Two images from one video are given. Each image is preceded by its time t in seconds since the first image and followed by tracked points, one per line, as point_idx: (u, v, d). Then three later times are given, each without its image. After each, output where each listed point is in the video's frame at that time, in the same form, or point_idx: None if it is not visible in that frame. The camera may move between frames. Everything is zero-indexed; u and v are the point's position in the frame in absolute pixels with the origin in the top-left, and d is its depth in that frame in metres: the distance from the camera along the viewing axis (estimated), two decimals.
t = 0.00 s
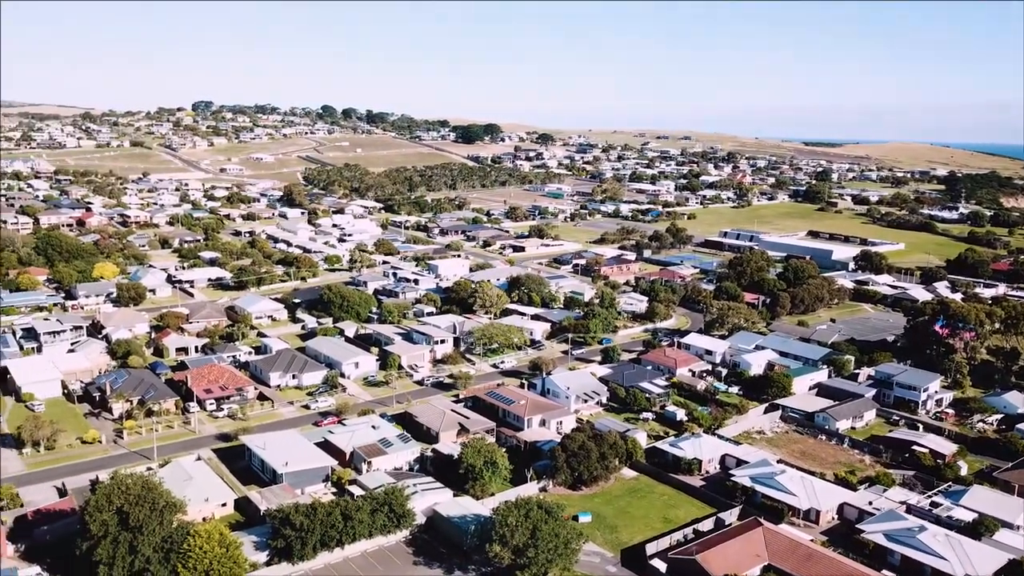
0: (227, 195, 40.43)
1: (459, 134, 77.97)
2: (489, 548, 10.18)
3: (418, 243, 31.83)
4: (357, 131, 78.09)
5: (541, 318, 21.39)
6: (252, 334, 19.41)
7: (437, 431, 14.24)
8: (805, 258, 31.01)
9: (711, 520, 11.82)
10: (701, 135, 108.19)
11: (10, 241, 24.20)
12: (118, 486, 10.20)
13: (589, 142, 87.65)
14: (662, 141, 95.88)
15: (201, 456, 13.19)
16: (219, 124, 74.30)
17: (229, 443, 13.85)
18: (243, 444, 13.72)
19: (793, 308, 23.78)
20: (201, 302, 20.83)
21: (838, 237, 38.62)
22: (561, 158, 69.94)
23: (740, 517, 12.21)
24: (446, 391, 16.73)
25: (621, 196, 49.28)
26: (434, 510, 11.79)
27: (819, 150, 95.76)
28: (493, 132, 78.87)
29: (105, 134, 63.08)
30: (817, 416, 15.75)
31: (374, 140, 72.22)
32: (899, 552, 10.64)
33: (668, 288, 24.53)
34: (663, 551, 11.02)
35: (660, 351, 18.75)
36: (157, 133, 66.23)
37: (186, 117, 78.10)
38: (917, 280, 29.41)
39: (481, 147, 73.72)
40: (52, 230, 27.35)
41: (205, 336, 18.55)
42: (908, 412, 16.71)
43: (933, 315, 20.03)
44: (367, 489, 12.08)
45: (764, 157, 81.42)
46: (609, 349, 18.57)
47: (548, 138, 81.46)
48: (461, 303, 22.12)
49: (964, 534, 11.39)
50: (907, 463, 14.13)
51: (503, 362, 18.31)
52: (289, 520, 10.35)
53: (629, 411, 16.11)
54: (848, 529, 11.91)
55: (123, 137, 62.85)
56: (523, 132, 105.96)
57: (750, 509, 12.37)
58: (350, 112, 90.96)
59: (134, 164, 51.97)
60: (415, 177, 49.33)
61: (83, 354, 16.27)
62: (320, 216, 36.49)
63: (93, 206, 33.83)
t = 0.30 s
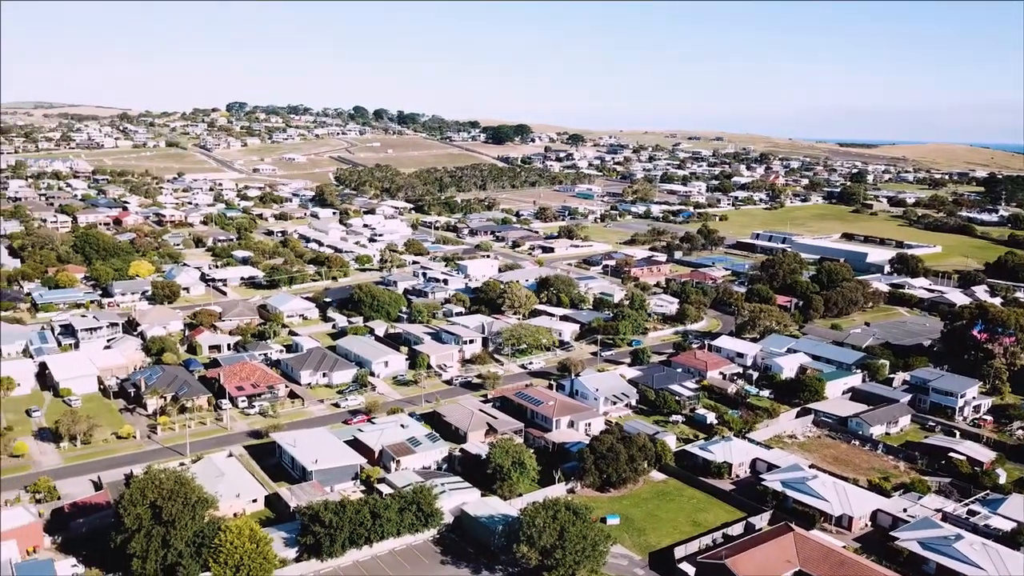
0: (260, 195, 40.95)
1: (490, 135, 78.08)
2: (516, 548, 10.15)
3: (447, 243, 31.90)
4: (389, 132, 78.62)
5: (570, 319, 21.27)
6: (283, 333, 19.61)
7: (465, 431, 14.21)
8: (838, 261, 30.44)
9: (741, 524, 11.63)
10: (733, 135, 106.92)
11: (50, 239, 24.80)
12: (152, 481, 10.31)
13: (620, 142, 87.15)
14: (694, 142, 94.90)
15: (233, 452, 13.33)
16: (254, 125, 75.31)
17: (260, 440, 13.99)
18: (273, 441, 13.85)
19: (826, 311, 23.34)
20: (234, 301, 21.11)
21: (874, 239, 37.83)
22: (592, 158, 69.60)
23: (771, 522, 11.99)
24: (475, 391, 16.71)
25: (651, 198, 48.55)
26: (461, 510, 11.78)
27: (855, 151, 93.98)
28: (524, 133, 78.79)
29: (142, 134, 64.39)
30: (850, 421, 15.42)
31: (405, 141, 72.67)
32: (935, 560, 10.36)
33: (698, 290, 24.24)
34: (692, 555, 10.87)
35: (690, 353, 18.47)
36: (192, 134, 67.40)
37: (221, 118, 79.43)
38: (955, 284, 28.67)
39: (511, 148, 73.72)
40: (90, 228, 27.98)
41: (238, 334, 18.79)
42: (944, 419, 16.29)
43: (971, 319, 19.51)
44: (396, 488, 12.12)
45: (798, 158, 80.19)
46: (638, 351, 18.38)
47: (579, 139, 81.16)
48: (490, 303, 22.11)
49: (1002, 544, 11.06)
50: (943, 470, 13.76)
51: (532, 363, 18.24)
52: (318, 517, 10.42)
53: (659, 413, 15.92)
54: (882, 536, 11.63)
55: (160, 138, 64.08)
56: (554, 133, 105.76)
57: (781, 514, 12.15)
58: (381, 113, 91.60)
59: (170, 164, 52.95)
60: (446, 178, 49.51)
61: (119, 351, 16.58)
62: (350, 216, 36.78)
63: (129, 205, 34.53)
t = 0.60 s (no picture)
0: (292, 195, 41.46)
1: (520, 136, 78.04)
2: (544, 549, 10.11)
3: (477, 244, 31.93)
4: (420, 133, 79.06)
5: (599, 320, 21.12)
6: (314, 331, 19.79)
7: (494, 431, 14.17)
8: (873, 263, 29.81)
9: (772, 529, 11.42)
10: (767, 136, 105.45)
11: (88, 238, 25.38)
12: (185, 476, 10.46)
13: (652, 143, 86.47)
14: (727, 143, 93.74)
15: (264, 449, 13.47)
16: (288, 126, 76.29)
17: (290, 437, 14.11)
18: (304, 439, 13.96)
19: (861, 315, 22.85)
20: (267, 299, 21.36)
21: (910, 242, 37.00)
22: (622, 159, 69.19)
23: (803, 528, 11.76)
24: (503, 391, 16.66)
25: (684, 198, 48.21)
26: (489, 510, 11.76)
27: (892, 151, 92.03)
28: (554, 133, 78.57)
29: (179, 135, 65.65)
30: (885, 426, 15.08)
31: (435, 141, 73.00)
32: (972, 570, 10.08)
33: (730, 292, 23.91)
34: (721, 559, 10.71)
35: (721, 356, 18.21)
36: (227, 134, 68.51)
37: (255, 119, 80.69)
38: (996, 288, 27.87)
39: (542, 148, 73.60)
40: (127, 227, 28.58)
41: (270, 332, 19.01)
42: (982, 425, 15.83)
43: (1011, 324, 18.95)
44: (424, 487, 12.13)
45: (833, 159, 78.82)
46: (668, 353, 18.17)
47: (610, 139, 80.74)
48: (520, 303, 22.06)
49: None
50: (980, 478, 13.39)
51: (561, 364, 18.15)
52: (347, 515, 10.48)
53: (689, 416, 15.71)
54: (917, 544, 11.34)
55: (196, 138, 65.22)
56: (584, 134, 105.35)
57: (812, 520, 11.90)
58: (412, 114, 92.17)
59: (205, 164, 53.88)
60: (476, 179, 49.62)
61: (154, 348, 16.88)
62: (381, 216, 37.03)
63: (165, 204, 35.18)
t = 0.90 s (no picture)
0: (325, 196, 41.89)
1: (551, 136, 77.91)
2: (572, 550, 10.04)
3: (507, 244, 31.94)
4: (452, 134, 79.36)
5: (629, 321, 20.93)
6: (345, 330, 19.94)
7: (523, 431, 14.12)
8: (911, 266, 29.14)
9: (803, 535, 11.20)
10: (801, 137, 103.85)
11: (126, 236, 25.92)
12: (217, 471, 10.60)
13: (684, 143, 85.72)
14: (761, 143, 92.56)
15: (295, 446, 13.59)
16: (321, 126, 77.20)
17: (321, 434, 14.23)
18: (334, 437, 14.06)
19: (897, 318, 22.34)
20: (299, 298, 21.59)
21: (949, 244, 36.09)
22: (654, 160, 68.67)
23: (835, 534, 11.51)
24: (532, 392, 16.60)
25: (716, 199, 47.60)
26: (518, 510, 11.73)
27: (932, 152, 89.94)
28: (586, 134, 78.29)
29: (215, 136, 66.79)
30: (921, 432, 14.71)
31: (466, 142, 73.22)
32: None
33: (763, 294, 23.54)
34: (752, 564, 10.54)
35: (753, 358, 17.93)
36: (262, 135, 69.52)
37: (289, 120, 81.73)
38: None
39: (573, 149, 73.42)
40: (164, 227, 29.15)
41: (302, 330, 19.21)
42: None
43: None
44: (452, 487, 12.14)
45: (870, 160, 77.27)
46: (699, 355, 17.94)
47: (642, 140, 80.18)
48: (549, 304, 21.98)
49: None
50: (1021, 487, 12.98)
51: (591, 365, 18.04)
52: (376, 513, 10.53)
53: (720, 419, 15.49)
54: (954, 552, 11.03)
55: (232, 139, 66.32)
56: (616, 134, 104.84)
57: (846, 526, 11.65)
58: (444, 116, 92.56)
59: (240, 165, 54.74)
60: (507, 179, 49.66)
61: (188, 345, 17.17)
62: (412, 217, 37.25)
63: (201, 204, 35.80)
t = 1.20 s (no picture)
0: (356, 196, 42.27)
1: (582, 136, 77.64)
2: (601, 552, 9.97)
3: (537, 245, 31.89)
4: (484, 134, 79.52)
5: (660, 323, 20.71)
6: (376, 329, 20.05)
7: (551, 432, 14.04)
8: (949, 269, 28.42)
9: (836, 541, 10.97)
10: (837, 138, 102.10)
11: (162, 235, 26.41)
12: (249, 467, 10.71)
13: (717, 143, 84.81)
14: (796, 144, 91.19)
15: (325, 444, 13.69)
16: (354, 127, 77.96)
17: (351, 432, 14.31)
18: (363, 435, 14.13)
19: (935, 322, 21.79)
20: (331, 297, 21.77)
21: (990, 247, 35.13)
22: (686, 161, 68.01)
23: (869, 541, 11.25)
24: (561, 393, 16.51)
25: (749, 200, 46.97)
26: (546, 511, 11.67)
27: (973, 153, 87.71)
28: (617, 134, 77.85)
29: (249, 136, 67.81)
30: (959, 438, 14.32)
31: (497, 142, 73.31)
32: None
33: (796, 296, 23.14)
34: (784, 570, 10.35)
35: (786, 361, 17.61)
36: (295, 135, 70.42)
37: (323, 120, 82.62)
38: None
39: (604, 150, 73.11)
40: (199, 225, 29.64)
41: (334, 329, 19.36)
42: None
43: None
44: (480, 486, 12.13)
45: (909, 161, 75.60)
46: (731, 358, 17.68)
47: (674, 140, 79.51)
48: (579, 305, 21.86)
49: None
50: None
51: (621, 367, 17.90)
52: (405, 511, 10.57)
53: (752, 422, 15.23)
54: (993, 562, 10.71)
55: (266, 139, 67.30)
56: (648, 135, 104.12)
57: (880, 532, 11.38)
58: (475, 116, 92.77)
59: (274, 165, 55.48)
60: (537, 180, 49.60)
61: (222, 343, 17.41)
62: (442, 217, 37.39)
63: (235, 203, 36.34)
